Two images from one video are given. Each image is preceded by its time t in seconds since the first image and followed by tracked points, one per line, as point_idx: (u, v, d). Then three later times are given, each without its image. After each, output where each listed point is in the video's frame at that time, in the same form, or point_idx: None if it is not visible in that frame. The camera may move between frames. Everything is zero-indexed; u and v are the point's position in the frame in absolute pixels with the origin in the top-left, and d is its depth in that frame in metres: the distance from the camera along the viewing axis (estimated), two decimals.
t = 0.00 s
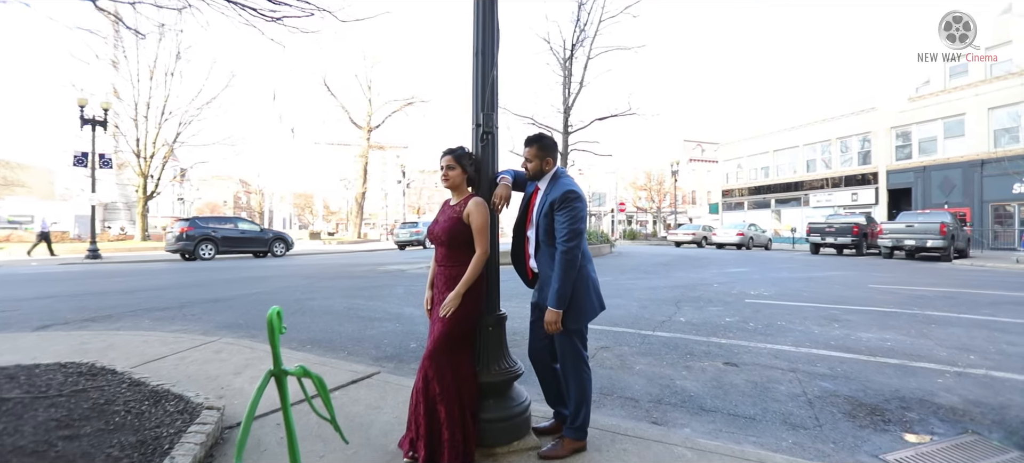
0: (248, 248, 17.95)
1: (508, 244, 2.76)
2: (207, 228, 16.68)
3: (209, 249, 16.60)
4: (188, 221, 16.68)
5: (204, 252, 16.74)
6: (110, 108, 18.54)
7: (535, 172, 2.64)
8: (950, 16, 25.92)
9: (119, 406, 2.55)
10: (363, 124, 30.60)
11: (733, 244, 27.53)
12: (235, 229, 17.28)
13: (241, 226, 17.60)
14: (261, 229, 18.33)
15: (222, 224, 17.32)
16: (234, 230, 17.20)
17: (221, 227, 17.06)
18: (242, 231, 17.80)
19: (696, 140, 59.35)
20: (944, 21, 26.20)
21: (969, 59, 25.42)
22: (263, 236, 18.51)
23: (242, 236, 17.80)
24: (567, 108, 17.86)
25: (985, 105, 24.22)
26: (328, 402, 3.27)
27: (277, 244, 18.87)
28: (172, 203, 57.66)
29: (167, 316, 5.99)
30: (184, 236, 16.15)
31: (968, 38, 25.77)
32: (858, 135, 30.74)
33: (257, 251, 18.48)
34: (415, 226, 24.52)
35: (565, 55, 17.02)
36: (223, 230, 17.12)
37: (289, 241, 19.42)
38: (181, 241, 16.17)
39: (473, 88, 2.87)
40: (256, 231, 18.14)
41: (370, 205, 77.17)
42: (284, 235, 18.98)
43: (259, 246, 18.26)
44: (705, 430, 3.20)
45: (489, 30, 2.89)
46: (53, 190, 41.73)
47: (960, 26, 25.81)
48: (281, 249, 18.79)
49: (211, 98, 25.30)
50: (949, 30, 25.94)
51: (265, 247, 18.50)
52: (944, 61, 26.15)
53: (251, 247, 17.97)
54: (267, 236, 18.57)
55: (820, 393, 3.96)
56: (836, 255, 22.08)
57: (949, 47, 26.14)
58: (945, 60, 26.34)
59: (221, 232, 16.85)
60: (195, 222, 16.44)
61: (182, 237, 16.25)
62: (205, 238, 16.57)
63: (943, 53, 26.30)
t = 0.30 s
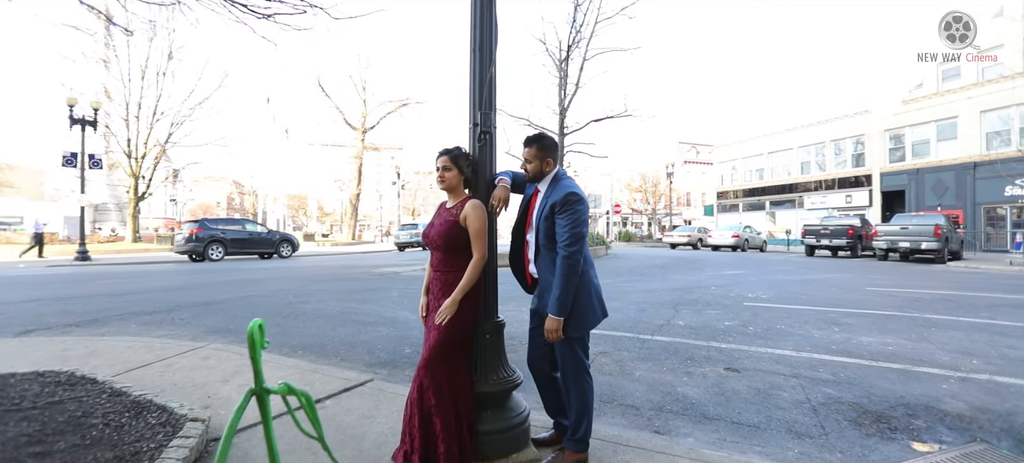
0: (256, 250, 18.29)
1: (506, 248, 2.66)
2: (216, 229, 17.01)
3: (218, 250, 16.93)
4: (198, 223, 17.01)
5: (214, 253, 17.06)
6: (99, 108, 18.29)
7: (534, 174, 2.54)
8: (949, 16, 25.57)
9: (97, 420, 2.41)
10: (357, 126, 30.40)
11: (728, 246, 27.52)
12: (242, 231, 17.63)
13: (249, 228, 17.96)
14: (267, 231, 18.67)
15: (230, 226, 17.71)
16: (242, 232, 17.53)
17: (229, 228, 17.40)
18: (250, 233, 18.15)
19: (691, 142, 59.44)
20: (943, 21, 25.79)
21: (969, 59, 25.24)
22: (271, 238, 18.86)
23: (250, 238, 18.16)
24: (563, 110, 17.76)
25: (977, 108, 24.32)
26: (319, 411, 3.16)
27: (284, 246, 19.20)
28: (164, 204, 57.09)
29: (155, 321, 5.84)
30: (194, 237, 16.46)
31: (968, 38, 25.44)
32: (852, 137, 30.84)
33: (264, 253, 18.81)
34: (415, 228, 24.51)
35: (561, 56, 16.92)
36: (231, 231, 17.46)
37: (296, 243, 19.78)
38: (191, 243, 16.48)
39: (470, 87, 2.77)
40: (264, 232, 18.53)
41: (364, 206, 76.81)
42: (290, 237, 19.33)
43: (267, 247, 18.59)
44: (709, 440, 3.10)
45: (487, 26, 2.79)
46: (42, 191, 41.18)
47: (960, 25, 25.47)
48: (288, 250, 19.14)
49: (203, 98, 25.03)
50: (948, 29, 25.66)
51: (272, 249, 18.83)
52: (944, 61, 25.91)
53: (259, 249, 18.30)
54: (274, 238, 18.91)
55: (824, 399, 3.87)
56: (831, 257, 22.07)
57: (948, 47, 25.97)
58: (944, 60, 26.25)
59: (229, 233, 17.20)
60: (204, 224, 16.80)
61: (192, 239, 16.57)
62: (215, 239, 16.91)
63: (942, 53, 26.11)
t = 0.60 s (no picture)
0: (263, 252, 18.49)
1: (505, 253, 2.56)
2: (224, 232, 17.22)
3: (226, 253, 17.15)
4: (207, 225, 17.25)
5: (222, 256, 17.27)
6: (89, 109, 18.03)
7: (535, 176, 2.44)
8: (950, 16, 25.77)
9: (70, 436, 2.27)
10: (352, 128, 30.27)
11: (723, 249, 27.53)
12: (250, 233, 17.82)
13: (257, 230, 18.16)
14: (274, 233, 18.84)
15: (239, 229, 17.92)
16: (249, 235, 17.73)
17: (236, 231, 17.60)
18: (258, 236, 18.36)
19: (684, 145, 60.07)
20: (943, 21, 26.01)
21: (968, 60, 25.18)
22: (278, 240, 19.04)
23: (258, 240, 18.35)
24: (558, 112, 17.70)
25: (969, 112, 24.56)
26: (308, 422, 3.03)
27: (290, 249, 19.38)
28: (156, 206, 56.52)
29: (141, 326, 5.67)
30: (202, 240, 16.68)
31: (969, 38, 25.41)
32: (846, 140, 31.00)
33: (271, 255, 18.98)
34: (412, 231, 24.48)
35: (557, 58, 16.85)
36: (239, 234, 17.66)
37: (302, 245, 19.96)
38: (200, 245, 16.70)
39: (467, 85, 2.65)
40: (271, 235, 18.70)
41: (358, 209, 76.53)
42: (296, 239, 19.49)
43: (274, 250, 18.78)
44: (711, 451, 3.01)
45: (484, 24, 2.68)
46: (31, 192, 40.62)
47: (960, 25, 25.55)
48: (295, 252, 19.28)
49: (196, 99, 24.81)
50: (949, 29, 25.78)
51: (278, 251, 19.00)
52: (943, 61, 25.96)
53: (266, 251, 18.49)
54: (281, 240, 19.08)
55: (828, 407, 3.79)
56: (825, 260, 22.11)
57: (949, 47, 26.02)
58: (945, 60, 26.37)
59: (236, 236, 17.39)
60: (212, 227, 17.03)
61: (201, 241, 16.80)
62: (222, 242, 17.12)
63: (943, 53, 26.18)
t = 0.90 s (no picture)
0: (268, 255, 18.50)
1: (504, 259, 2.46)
2: (231, 235, 17.18)
3: (233, 256, 17.14)
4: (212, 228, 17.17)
5: (229, 259, 17.24)
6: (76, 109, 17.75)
7: (534, 178, 2.34)
8: (951, 16, 25.79)
9: (40, 454, 2.13)
10: (345, 130, 30.07)
11: (717, 251, 27.56)
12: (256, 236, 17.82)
13: (263, 233, 18.17)
14: (279, 236, 18.86)
15: (244, 231, 17.89)
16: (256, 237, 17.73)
17: (243, 234, 17.58)
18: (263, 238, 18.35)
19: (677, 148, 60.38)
20: (944, 21, 26.03)
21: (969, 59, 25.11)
22: (282, 243, 19.04)
23: (263, 243, 18.35)
24: (552, 115, 17.66)
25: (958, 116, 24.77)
26: (295, 435, 2.90)
27: (294, 251, 19.42)
28: (145, 208, 55.84)
29: (126, 333, 5.51)
30: (210, 243, 16.63)
31: (968, 38, 25.43)
32: (840, 144, 31.12)
33: (275, 257, 18.98)
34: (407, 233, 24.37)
35: (551, 60, 16.79)
36: (245, 236, 17.64)
37: (304, 248, 19.99)
38: (208, 248, 16.65)
39: (464, 85, 2.56)
40: (276, 237, 18.69)
41: (351, 211, 76.17)
42: (300, 242, 19.52)
43: (279, 252, 18.81)
44: None
45: (482, 22, 2.58)
46: (17, 194, 39.95)
47: (960, 25, 25.56)
48: (298, 255, 19.28)
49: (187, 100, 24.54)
50: (949, 29, 25.79)
51: (282, 254, 19.01)
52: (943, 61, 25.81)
53: (271, 254, 18.49)
54: (285, 243, 19.09)
55: (832, 415, 3.71)
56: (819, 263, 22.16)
57: (949, 47, 25.93)
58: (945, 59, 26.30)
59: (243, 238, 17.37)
60: (220, 230, 16.97)
61: (208, 244, 16.74)
62: (230, 245, 17.10)
63: (943, 53, 26.01)
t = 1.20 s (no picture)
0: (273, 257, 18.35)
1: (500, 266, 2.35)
2: (236, 237, 17.01)
3: (239, 258, 16.97)
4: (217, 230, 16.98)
5: (235, 261, 17.07)
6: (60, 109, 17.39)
7: (532, 181, 2.23)
8: (949, 16, 24.69)
9: None
10: (336, 131, 29.77)
11: (709, 255, 27.59)
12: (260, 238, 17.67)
13: (267, 235, 18.03)
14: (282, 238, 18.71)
15: (248, 233, 17.72)
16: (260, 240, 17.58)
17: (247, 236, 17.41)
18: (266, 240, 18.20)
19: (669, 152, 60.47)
20: (943, 21, 24.93)
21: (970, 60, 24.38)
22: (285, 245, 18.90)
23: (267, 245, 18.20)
24: (546, 117, 17.56)
25: (946, 121, 24.92)
26: (282, 449, 2.76)
27: (297, 253, 19.29)
28: (131, 209, 54.94)
29: (105, 339, 5.32)
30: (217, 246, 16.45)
31: (969, 38, 24.36)
32: (831, 148, 31.19)
33: (278, 259, 18.83)
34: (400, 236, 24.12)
35: (544, 63, 16.68)
36: (250, 238, 17.49)
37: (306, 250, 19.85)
38: (213, 251, 16.48)
39: (459, 83, 2.45)
40: (278, 239, 18.55)
41: (342, 213, 75.55)
42: (302, 244, 19.39)
43: (282, 254, 18.68)
44: None
45: (478, 17, 2.46)
46: None
47: (960, 25, 24.48)
48: (300, 257, 19.13)
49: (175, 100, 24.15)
50: (949, 29, 24.76)
51: (286, 256, 18.86)
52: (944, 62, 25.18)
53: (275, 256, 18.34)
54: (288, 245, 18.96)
55: (834, 424, 3.62)
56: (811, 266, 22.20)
57: (949, 47, 25.14)
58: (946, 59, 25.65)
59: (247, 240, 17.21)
60: (225, 232, 16.82)
61: (214, 247, 16.57)
62: (236, 247, 16.94)
63: (943, 53, 25.44)
